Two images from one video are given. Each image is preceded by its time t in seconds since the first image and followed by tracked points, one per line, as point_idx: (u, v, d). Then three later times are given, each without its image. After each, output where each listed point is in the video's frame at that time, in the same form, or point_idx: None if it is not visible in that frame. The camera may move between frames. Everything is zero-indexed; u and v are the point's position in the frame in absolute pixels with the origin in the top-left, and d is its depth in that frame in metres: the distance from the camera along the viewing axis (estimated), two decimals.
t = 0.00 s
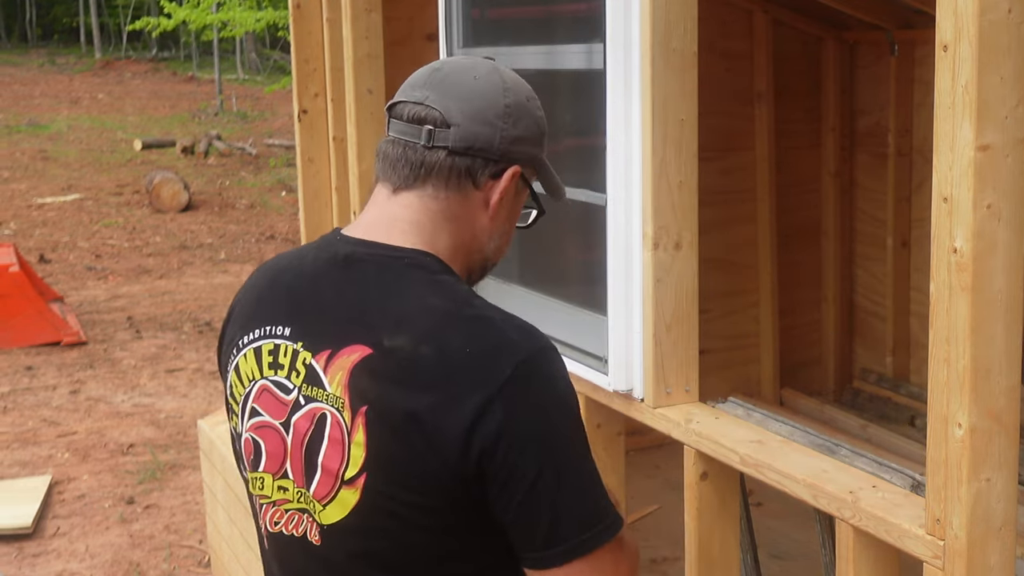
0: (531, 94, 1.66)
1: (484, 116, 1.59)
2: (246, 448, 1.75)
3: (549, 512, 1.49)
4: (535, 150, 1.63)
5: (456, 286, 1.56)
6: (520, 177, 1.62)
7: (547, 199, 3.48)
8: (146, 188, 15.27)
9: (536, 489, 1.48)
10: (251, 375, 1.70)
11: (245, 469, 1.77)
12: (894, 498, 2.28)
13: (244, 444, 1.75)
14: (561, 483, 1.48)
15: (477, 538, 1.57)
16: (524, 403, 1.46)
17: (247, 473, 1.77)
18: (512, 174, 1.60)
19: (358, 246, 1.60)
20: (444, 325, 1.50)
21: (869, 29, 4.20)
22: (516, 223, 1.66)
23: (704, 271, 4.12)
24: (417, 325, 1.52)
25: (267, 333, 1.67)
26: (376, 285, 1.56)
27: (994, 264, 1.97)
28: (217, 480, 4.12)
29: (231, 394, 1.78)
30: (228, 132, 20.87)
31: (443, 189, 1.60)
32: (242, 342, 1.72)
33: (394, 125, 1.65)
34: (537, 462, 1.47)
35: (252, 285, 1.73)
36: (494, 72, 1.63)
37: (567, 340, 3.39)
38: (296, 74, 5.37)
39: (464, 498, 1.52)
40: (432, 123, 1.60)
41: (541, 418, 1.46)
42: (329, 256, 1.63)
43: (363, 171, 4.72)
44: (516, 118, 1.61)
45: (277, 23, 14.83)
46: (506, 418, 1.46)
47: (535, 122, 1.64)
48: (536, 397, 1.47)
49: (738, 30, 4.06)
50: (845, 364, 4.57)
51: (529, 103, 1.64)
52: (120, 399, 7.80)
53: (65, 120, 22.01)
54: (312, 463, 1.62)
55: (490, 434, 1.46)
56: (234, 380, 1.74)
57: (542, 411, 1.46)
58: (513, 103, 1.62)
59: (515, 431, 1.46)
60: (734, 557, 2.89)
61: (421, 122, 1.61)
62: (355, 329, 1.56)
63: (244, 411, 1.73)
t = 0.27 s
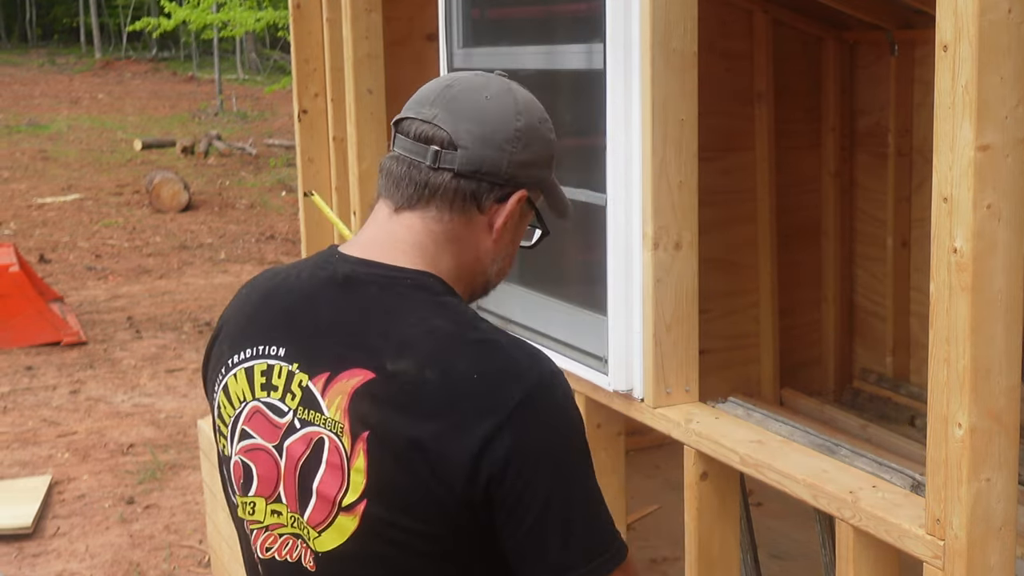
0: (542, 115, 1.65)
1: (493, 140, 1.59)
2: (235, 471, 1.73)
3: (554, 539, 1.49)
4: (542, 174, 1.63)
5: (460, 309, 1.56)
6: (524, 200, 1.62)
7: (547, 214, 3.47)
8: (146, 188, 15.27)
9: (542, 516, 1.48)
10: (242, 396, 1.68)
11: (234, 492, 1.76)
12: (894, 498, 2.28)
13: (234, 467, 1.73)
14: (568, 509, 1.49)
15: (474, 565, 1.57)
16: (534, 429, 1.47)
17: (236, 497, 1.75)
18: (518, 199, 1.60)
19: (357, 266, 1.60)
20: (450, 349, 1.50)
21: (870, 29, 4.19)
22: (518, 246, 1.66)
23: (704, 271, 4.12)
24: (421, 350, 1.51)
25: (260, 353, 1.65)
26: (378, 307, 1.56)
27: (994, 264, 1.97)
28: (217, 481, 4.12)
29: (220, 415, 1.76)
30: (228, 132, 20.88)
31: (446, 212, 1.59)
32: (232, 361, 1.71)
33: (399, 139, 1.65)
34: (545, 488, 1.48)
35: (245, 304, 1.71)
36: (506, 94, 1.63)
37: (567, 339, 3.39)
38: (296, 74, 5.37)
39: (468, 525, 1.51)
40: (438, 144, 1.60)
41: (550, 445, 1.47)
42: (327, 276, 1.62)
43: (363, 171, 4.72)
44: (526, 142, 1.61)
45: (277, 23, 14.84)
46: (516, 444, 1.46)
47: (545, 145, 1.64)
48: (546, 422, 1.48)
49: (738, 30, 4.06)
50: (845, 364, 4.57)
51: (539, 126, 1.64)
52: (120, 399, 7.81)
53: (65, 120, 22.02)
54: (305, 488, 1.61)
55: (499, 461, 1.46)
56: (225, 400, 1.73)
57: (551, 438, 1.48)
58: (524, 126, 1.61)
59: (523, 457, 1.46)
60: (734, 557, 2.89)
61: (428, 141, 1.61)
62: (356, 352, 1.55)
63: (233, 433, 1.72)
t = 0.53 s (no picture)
0: (549, 119, 1.61)
1: (491, 145, 1.56)
2: (234, 474, 1.75)
3: (553, 548, 1.49)
4: (543, 179, 1.60)
5: (458, 313, 1.56)
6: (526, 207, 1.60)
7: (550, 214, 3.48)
8: (146, 188, 15.27)
9: (540, 524, 1.48)
10: (241, 398, 1.70)
11: (233, 495, 1.78)
12: (894, 498, 2.28)
13: (233, 469, 1.75)
14: (567, 517, 1.49)
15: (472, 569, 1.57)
16: (532, 437, 1.46)
17: (236, 500, 1.77)
18: (517, 206, 1.58)
19: (356, 268, 1.60)
20: (448, 355, 1.50)
21: (870, 29, 4.20)
22: (522, 251, 1.64)
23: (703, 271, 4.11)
24: (420, 356, 1.51)
25: (259, 355, 1.67)
26: (376, 311, 1.56)
27: (994, 264, 1.97)
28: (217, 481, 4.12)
29: (219, 417, 1.78)
30: (228, 132, 20.87)
31: (443, 216, 1.59)
32: (232, 363, 1.72)
33: (402, 138, 1.64)
34: (543, 497, 1.47)
35: (246, 304, 1.72)
36: (511, 97, 1.59)
37: (566, 340, 3.40)
38: (295, 74, 5.38)
39: (466, 531, 1.51)
40: (437, 146, 1.58)
41: (549, 453, 1.47)
42: (326, 278, 1.63)
43: (363, 171, 4.72)
44: (527, 147, 1.57)
45: (277, 23, 14.84)
46: (513, 452, 1.46)
47: (548, 150, 1.60)
48: (545, 430, 1.47)
49: (738, 30, 4.06)
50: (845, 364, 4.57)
51: (544, 130, 1.60)
52: (120, 399, 7.81)
53: (65, 120, 22.01)
54: (302, 492, 1.62)
55: (497, 469, 1.46)
56: (224, 403, 1.74)
57: (550, 446, 1.47)
58: (526, 131, 1.58)
59: (521, 466, 1.46)
60: (734, 558, 2.89)
61: (427, 142, 1.60)
62: (354, 356, 1.55)
63: (231, 436, 1.73)
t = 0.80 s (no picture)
0: (570, 127, 1.61)
1: (511, 154, 1.57)
2: (246, 478, 1.75)
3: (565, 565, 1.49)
4: (564, 187, 1.60)
5: (471, 325, 1.55)
6: (545, 215, 1.61)
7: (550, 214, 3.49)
8: (146, 188, 15.27)
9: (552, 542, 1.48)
10: (254, 404, 1.69)
11: (245, 498, 1.78)
12: (894, 498, 2.28)
13: (245, 473, 1.74)
14: (580, 534, 1.49)
15: None
16: (545, 455, 1.46)
17: (247, 503, 1.77)
18: (537, 215, 1.59)
19: (369, 277, 1.60)
20: (461, 370, 1.50)
21: (869, 29, 4.20)
22: (538, 260, 1.65)
23: (704, 271, 4.10)
24: (432, 370, 1.51)
25: (271, 360, 1.66)
26: (389, 322, 1.56)
27: (994, 264, 1.97)
28: (216, 481, 4.12)
29: (231, 420, 1.78)
30: (228, 132, 20.87)
31: (462, 224, 1.59)
32: (245, 367, 1.71)
33: (420, 145, 1.65)
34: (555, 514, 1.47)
35: (261, 308, 1.72)
36: (531, 105, 1.59)
37: (566, 340, 3.40)
38: (295, 74, 5.37)
39: (477, 546, 1.51)
40: (457, 155, 1.58)
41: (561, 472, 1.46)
42: (340, 286, 1.63)
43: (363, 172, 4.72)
44: (548, 155, 1.58)
45: (277, 23, 14.84)
46: (525, 470, 1.45)
47: (569, 158, 1.60)
48: (558, 448, 1.46)
49: (738, 30, 4.06)
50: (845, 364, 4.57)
51: (565, 138, 1.60)
52: (120, 398, 7.81)
53: (65, 120, 22.02)
54: (314, 501, 1.62)
55: (509, 487, 1.45)
56: (237, 406, 1.74)
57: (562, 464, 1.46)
58: (546, 139, 1.58)
59: (533, 484, 1.45)
60: (734, 557, 2.89)
61: (446, 150, 1.60)
62: (366, 368, 1.55)
63: (244, 440, 1.73)
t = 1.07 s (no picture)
0: (581, 125, 1.64)
1: (529, 152, 1.58)
2: (258, 477, 1.75)
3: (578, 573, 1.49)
4: (578, 185, 1.62)
5: (485, 331, 1.55)
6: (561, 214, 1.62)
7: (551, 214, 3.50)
8: (146, 188, 15.27)
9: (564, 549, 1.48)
10: (266, 404, 1.69)
11: (256, 496, 1.78)
12: (894, 498, 2.28)
13: (257, 472, 1.74)
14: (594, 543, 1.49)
15: None
16: (560, 463, 1.45)
17: (258, 501, 1.77)
18: (554, 214, 1.60)
19: (384, 280, 1.60)
20: (476, 376, 1.49)
21: (869, 29, 4.20)
22: (554, 260, 1.66)
23: (705, 271, 4.10)
24: (447, 375, 1.50)
25: (284, 361, 1.66)
26: (403, 325, 1.55)
27: (994, 264, 1.97)
28: (216, 480, 4.12)
29: (243, 419, 1.78)
30: (228, 132, 20.88)
31: (480, 225, 1.59)
32: (258, 366, 1.71)
33: (433, 148, 1.65)
34: (569, 522, 1.47)
35: (275, 308, 1.72)
36: (545, 104, 1.61)
37: (566, 340, 3.40)
38: (295, 74, 5.37)
39: (489, 553, 1.50)
40: (474, 155, 1.59)
41: (575, 480, 1.46)
42: (354, 288, 1.62)
43: (363, 171, 4.72)
44: (563, 153, 1.60)
45: (277, 23, 14.85)
46: (540, 476, 1.45)
47: (582, 156, 1.62)
48: (573, 456, 1.46)
49: (738, 30, 4.07)
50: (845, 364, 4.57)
51: (577, 135, 1.62)
52: (120, 398, 7.81)
53: (65, 120, 22.03)
54: (324, 504, 1.61)
55: (523, 493, 1.45)
56: (250, 405, 1.74)
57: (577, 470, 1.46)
58: (561, 137, 1.60)
59: (547, 492, 1.45)
60: (734, 558, 2.89)
61: (462, 152, 1.60)
62: (380, 371, 1.54)
63: (256, 440, 1.73)
